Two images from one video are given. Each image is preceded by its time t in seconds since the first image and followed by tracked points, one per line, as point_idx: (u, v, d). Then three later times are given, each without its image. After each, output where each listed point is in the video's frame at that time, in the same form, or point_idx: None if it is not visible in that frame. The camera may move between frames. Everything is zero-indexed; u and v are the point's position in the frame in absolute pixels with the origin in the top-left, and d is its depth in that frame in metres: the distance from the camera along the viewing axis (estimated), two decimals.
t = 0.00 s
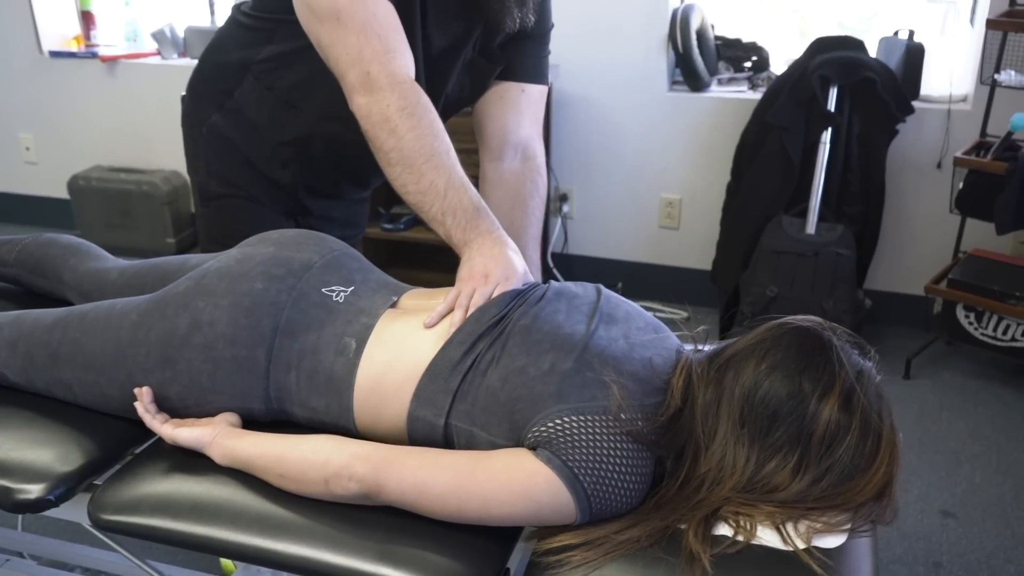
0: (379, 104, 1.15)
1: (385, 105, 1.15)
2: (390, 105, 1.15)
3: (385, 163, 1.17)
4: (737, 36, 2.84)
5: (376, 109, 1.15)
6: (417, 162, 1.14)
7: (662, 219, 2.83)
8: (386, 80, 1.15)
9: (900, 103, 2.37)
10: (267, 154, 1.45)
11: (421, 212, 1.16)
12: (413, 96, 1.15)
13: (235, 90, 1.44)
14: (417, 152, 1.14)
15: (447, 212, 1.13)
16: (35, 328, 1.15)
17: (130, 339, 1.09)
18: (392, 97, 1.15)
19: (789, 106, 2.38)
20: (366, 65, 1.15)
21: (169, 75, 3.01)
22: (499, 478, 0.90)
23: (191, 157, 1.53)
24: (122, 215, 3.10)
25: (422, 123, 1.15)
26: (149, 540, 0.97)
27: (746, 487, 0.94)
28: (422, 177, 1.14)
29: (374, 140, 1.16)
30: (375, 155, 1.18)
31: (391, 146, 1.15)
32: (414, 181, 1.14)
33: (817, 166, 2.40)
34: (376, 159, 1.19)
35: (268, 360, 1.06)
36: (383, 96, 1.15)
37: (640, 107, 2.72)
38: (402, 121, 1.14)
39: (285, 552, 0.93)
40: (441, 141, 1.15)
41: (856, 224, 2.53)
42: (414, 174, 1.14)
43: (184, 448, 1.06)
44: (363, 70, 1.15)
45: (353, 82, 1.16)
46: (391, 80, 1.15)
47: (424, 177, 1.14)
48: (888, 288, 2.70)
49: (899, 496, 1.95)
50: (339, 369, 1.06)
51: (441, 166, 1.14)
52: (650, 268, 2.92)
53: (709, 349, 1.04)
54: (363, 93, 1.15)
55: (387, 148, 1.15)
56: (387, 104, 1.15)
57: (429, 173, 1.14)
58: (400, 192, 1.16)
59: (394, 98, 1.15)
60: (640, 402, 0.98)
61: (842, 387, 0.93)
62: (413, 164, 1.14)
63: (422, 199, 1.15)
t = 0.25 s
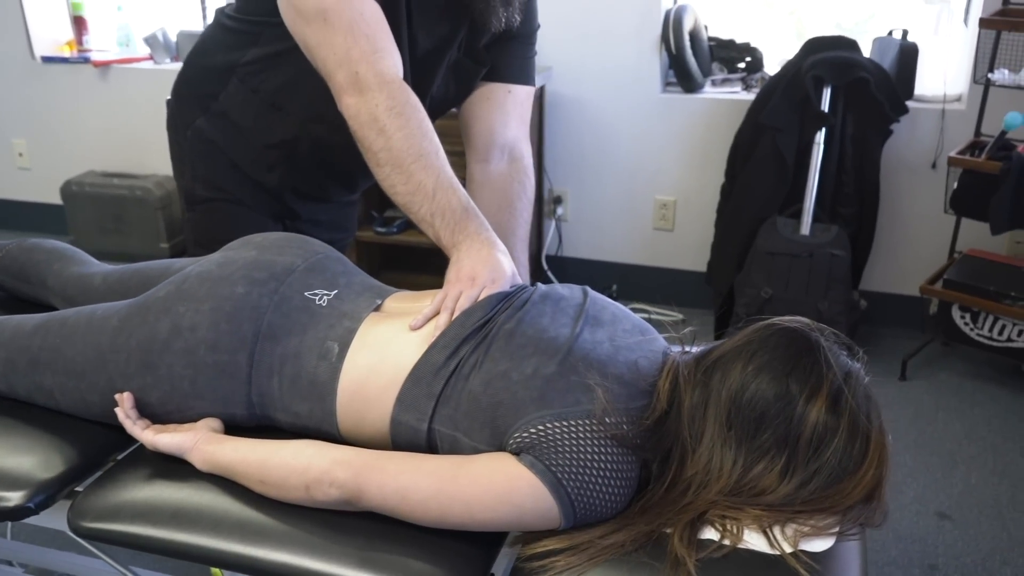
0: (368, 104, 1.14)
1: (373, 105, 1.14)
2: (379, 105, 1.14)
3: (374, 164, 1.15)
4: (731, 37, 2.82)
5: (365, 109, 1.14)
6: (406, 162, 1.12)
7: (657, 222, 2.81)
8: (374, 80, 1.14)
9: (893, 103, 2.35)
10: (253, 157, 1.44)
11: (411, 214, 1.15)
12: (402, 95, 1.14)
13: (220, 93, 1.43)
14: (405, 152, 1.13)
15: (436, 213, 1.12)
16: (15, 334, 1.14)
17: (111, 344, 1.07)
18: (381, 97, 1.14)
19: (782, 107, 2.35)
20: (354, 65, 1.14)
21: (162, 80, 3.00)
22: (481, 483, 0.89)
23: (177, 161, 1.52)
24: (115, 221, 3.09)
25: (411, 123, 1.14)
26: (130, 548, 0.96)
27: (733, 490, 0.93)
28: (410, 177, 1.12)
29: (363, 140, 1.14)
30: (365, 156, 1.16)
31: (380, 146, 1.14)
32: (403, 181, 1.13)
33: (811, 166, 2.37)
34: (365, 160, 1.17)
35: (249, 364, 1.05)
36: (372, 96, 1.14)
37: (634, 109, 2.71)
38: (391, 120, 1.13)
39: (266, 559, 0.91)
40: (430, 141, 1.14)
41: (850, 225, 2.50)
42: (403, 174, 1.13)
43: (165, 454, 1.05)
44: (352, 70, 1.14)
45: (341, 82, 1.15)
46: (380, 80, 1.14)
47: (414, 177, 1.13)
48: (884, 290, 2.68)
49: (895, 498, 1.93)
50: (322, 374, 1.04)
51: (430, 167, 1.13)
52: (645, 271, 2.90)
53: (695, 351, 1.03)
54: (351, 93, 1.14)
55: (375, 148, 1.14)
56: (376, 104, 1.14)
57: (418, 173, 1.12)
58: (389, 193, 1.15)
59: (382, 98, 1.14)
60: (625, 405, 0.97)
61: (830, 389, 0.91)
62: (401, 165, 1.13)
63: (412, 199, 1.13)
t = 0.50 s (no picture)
0: (362, 98, 1.13)
1: (367, 99, 1.13)
2: (373, 98, 1.13)
3: (370, 158, 1.14)
4: (732, 33, 2.79)
5: (359, 104, 1.13)
6: (401, 156, 1.11)
7: (659, 219, 2.78)
8: (368, 74, 1.13)
9: (897, 98, 2.30)
10: (248, 154, 1.43)
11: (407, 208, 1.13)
12: (396, 88, 1.13)
13: (213, 89, 1.41)
14: (400, 146, 1.12)
15: (432, 207, 1.10)
16: (5, 331, 1.12)
17: (101, 341, 1.06)
18: (375, 91, 1.13)
19: (785, 102, 2.31)
20: (348, 59, 1.13)
21: (162, 79, 2.98)
22: (475, 480, 0.87)
23: (172, 158, 1.50)
24: (115, 220, 3.07)
25: (405, 116, 1.13)
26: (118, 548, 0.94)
27: (733, 487, 0.91)
28: (406, 172, 1.11)
29: (358, 136, 1.14)
30: (360, 151, 1.15)
31: (375, 141, 1.13)
32: (399, 176, 1.12)
33: (814, 163, 2.34)
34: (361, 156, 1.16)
35: (241, 361, 1.03)
36: (365, 90, 1.13)
37: (635, 105, 2.68)
38: (385, 114, 1.13)
39: (257, 559, 0.89)
40: (425, 134, 1.13)
41: (853, 221, 2.47)
42: (398, 169, 1.11)
43: (156, 453, 1.03)
44: (345, 65, 1.13)
45: (335, 77, 1.14)
46: (374, 73, 1.13)
47: (409, 171, 1.11)
48: (888, 287, 2.65)
49: (900, 496, 1.91)
50: (314, 370, 1.02)
51: (425, 160, 1.12)
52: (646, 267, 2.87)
53: (694, 346, 1.01)
54: (345, 88, 1.13)
55: (371, 143, 1.13)
56: (370, 98, 1.13)
57: (413, 166, 1.11)
58: (384, 188, 1.14)
59: (377, 92, 1.13)
60: (622, 401, 0.95)
61: (832, 383, 0.89)
62: (396, 159, 1.12)
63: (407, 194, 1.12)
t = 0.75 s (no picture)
0: (360, 93, 1.11)
1: (365, 92, 1.10)
2: (371, 92, 1.10)
3: (368, 153, 1.12)
4: (741, 28, 2.73)
5: (357, 98, 1.11)
6: (399, 150, 1.09)
7: (667, 216, 2.71)
8: (366, 67, 1.10)
9: (908, 93, 2.25)
10: (248, 148, 1.41)
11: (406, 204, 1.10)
12: (394, 82, 1.10)
13: (213, 82, 1.40)
14: (398, 141, 1.09)
15: (429, 203, 1.08)
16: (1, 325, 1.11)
17: (97, 335, 1.05)
18: (372, 84, 1.10)
19: (793, 97, 2.25)
20: (345, 53, 1.11)
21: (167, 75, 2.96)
22: (473, 476, 0.85)
23: (172, 151, 1.49)
24: (120, 217, 3.06)
25: (403, 110, 1.10)
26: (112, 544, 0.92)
27: (737, 485, 0.89)
28: (404, 167, 1.08)
29: (356, 131, 1.11)
30: (359, 146, 1.12)
31: (373, 136, 1.10)
32: (396, 171, 1.09)
33: (824, 159, 2.29)
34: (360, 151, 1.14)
35: (237, 356, 1.02)
36: (363, 84, 1.10)
37: (642, 100, 2.60)
38: (383, 108, 1.10)
39: (251, 556, 0.88)
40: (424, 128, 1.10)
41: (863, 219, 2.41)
42: (395, 164, 1.09)
43: (151, 448, 1.02)
44: (343, 59, 1.11)
45: (332, 71, 1.11)
46: (372, 67, 1.11)
47: (407, 166, 1.09)
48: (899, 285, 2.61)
49: (909, 497, 1.88)
50: (311, 365, 1.01)
51: (424, 155, 1.09)
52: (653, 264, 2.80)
53: (698, 341, 0.99)
54: (343, 82, 1.11)
55: (368, 138, 1.10)
56: (368, 92, 1.10)
57: (411, 161, 1.08)
58: (382, 183, 1.11)
59: (374, 85, 1.10)
60: (624, 397, 0.93)
61: (839, 379, 0.87)
62: (394, 154, 1.09)
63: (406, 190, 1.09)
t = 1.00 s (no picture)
0: (308, 94, 1.08)
1: (313, 95, 1.07)
2: (318, 93, 1.07)
3: (320, 154, 1.09)
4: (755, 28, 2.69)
5: (305, 100, 1.07)
6: (348, 152, 1.06)
7: (677, 216, 2.67)
8: (314, 69, 1.07)
9: (924, 96, 2.21)
10: (252, 143, 1.41)
11: (362, 203, 1.08)
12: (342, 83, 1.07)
13: (217, 76, 1.40)
14: (347, 143, 1.06)
15: (384, 201, 1.06)
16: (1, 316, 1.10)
17: (96, 327, 1.04)
18: (321, 86, 1.07)
19: (806, 98, 2.21)
20: (294, 54, 1.07)
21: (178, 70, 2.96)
22: (472, 473, 0.84)
23: (177, 145, 1.49)
24: (131, 211, 3.05)
25: (351, 110, 1.07)
26: (108, 538, 0.92)
27: (740, 488, 0.88)
28: (354, 168, 1.06)
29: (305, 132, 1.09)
30: (309, 146, 1.10)
31: (322, 136, 1.07)
32: (349, 172, 1.07)
33: (836, 161, 2.24)
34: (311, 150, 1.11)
35: (236, 351, 1.01)
36: (311, 86, 1.07)
37: (653, 100, 2.57)
38: (331, 109, 1.07)
39: (247, 552, 0.87)
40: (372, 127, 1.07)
41: (875, 222, 2.37)
42: (346, 165, 1.07)
43: (150, 442, 1.01)
44: (291, 61, 1.07)
45: (282, 71, 1.08)
46: (321, 69, 1.07)
47: (357, 166, 1.06)
48: (912, 290, 2.57)
49: (918, 503, 1.86)
50: (312, 362, 0.99)
51: (374, 153, 1.07)
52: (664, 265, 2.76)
53: (701, 340, 0.98)
54: (291, 84, 1.08)
55: (318, 139, 1.08)
56: (315, 94, 1.07)
57: (361, 163, 1.06)
58: (335, 183, 1.09)
59: (322, 87, 1.07)
60: (625, 393, 0.92)
61: (845, 381, 0.86)
62: (342, 156, 1.06)
63: (360, 189, 1.07)
